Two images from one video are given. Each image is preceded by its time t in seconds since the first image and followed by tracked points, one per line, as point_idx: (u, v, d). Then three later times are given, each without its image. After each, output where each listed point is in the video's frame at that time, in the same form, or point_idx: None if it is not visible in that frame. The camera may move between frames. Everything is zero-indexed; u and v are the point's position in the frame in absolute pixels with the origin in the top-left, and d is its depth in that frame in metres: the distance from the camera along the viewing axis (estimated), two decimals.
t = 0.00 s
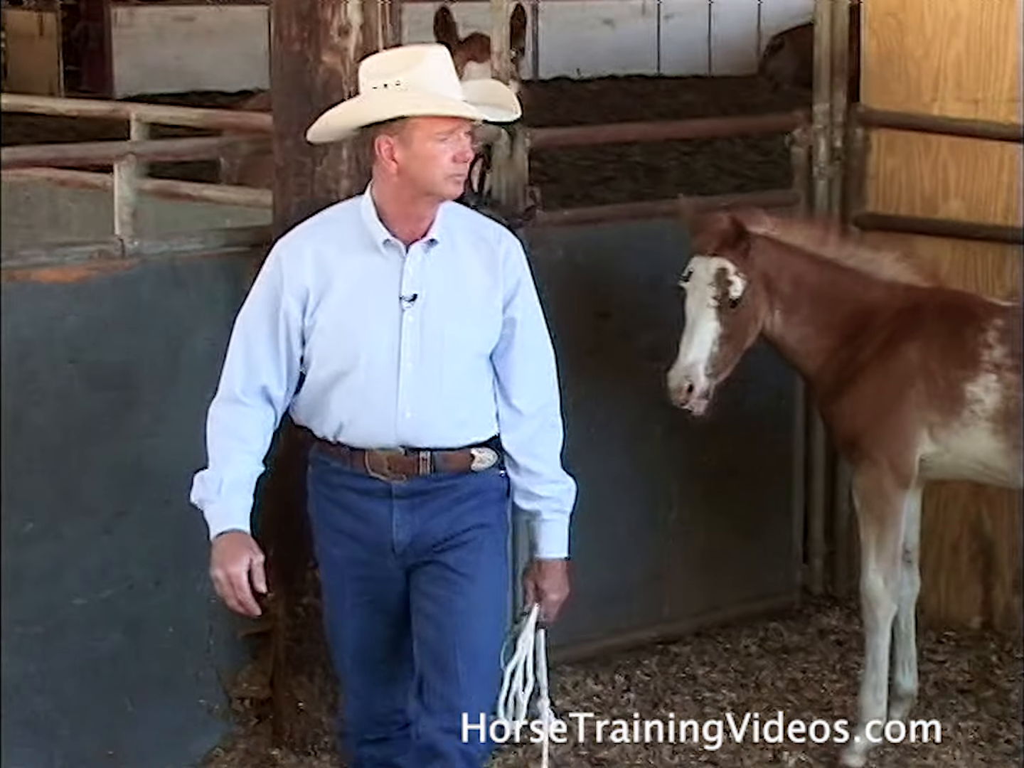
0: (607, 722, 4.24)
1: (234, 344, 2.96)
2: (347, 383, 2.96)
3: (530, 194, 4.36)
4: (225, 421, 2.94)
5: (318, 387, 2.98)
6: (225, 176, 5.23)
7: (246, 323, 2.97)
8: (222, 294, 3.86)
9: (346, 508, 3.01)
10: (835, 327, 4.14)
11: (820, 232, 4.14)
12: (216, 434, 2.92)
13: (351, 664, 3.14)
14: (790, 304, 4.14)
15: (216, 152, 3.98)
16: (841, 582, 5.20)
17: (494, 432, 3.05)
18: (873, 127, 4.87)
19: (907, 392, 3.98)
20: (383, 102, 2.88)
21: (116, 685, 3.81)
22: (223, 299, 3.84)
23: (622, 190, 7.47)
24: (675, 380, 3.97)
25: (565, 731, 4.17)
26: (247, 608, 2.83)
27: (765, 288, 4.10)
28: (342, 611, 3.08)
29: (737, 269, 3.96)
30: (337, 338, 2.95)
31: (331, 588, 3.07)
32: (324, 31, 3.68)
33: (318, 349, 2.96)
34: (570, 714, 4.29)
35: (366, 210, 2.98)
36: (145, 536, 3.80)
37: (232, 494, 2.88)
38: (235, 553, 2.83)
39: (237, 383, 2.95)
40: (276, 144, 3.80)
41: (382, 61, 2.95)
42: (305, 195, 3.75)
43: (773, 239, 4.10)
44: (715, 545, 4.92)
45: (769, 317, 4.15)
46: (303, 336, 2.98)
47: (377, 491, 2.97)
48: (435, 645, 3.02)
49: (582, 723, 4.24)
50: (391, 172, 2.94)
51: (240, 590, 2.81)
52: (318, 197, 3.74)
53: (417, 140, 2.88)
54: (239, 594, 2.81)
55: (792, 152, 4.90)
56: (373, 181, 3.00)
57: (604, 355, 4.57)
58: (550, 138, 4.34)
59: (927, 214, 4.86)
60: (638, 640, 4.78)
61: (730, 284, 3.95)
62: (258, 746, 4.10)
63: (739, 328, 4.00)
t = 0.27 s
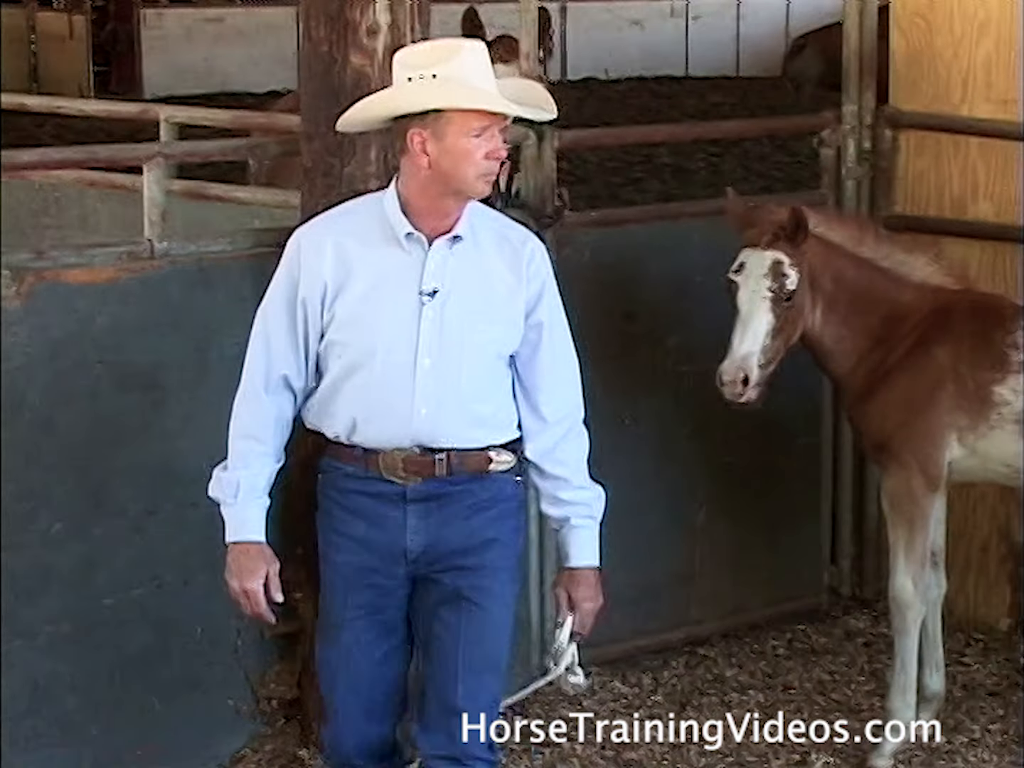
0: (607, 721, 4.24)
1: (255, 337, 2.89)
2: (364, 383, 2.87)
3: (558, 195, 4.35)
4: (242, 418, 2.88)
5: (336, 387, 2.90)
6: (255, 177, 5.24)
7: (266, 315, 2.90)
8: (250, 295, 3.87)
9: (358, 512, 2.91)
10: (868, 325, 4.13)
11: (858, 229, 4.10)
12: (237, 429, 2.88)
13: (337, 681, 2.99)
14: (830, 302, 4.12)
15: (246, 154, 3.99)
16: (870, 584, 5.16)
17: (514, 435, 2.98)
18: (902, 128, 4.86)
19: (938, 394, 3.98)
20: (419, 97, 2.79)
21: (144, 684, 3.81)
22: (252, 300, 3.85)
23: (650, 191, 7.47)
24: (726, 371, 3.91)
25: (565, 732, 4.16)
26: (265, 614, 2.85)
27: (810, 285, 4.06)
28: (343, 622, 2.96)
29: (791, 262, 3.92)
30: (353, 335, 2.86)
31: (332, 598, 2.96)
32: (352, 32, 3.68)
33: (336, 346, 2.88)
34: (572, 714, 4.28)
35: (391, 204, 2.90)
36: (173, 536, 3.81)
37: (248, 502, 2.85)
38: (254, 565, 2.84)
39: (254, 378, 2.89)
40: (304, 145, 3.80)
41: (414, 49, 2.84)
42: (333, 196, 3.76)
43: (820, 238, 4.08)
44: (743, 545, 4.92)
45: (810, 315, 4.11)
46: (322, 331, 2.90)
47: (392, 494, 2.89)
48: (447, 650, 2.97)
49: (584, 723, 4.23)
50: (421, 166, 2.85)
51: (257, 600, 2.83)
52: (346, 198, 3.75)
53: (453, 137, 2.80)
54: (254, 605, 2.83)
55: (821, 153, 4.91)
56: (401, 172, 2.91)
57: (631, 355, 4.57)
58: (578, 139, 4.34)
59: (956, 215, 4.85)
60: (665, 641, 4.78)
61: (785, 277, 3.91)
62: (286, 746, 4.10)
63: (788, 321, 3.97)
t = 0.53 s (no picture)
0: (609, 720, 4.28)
1: (274, 343, 2.87)
2: (386, 385, 2.87)
3: (584, 198, 4.39)
4: (260, 426, 2.86)
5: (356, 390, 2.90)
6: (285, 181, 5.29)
7: (284, 320, 2.88)
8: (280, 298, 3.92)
9: (393, 515, 2.89)
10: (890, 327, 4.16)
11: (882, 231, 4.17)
12: (256, 437, 2.86)
13: (376, 694, 2.94)
14: (854, 303, 4.14)
15: (275, 156, 4.05)
16: (893, 584, 5.22)
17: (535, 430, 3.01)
18: (924, 132, 4.91)
19: (959, 396, 4.02)
20: (438, 95, 2.79)
21: (175, 680, 3.87)
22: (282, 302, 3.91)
23: (676, 195, 7.52)
24: (750, 371, 3.95)
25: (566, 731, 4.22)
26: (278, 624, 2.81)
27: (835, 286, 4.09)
28: (382, 630, 2.92)
29: (818, 263, 3.96)
30: (378, 337, 2.86)
31: (363, 604, 2.92)
32: (381, 38, 3.74)
33: (359, 350, 2.88)
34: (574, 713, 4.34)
35: (406, 206, 2.90)
36: (204, 534, 3.86)
37: (266, 514, 2.83)
38: (265, 575, 2.81)
39: (272, 385, 2.87)
40: (334, 149, 3.86)
41: (431, 51, 2.85)
42: (362, 200, 3.82)
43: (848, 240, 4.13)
44: (765, 546, 4.96)
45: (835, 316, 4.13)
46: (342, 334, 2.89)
47: (427, 493, 2.89)
48: (481, 642, 3.01)
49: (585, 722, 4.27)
50: (438, 165, 2.85)
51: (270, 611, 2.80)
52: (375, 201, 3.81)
53: (472, 135, 2.80)
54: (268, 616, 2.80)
55: (844, 157, 4.94)
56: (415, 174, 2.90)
57: (655, 356, 4.61)
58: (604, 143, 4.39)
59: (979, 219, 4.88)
60: (690, 640, 4.82)
61: (812, 278, 3.95)
62: (315, 742, 4.13)
63: (813, 321, 4.01)
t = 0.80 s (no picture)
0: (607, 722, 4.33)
1: (284, 353, 2.83)
2: (392, 386, 2.89)
3: (593, 203, 4.50)
4: (292, 431, 2.79)
5: (360, 390, 2.91)
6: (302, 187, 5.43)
7: (289, 331, 2.84)
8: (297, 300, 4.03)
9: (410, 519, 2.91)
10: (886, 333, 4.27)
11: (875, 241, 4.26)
12: (291, 442, 2.79)
13: (402, 699, 2.96)
14: (847, 312, 4.26)
15: (292, 162, 4.15)
16: (895, 580, 5.33)
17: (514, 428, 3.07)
18: (926, 140, 5.03)
19: (956, 398, 4.11)
20: (425, 95, 2.83)
21: (196, 671, 3.99)
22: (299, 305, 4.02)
23: (685, 202, 7.64)
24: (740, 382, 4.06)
25: (566, 732, 4.28)
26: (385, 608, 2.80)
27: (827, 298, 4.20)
28: (409, 635, 2.94)
29: (807, 275, 4.04)
30: (387, 339, 2.88)
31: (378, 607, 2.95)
32: (395, 47, 3.83)
33: (365, 351, 2.89)
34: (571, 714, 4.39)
35: (395, 210, 2.92)
36: (220, 530, 3.98)
37: (333, 507, 2.78)
38: (358, 561, 2.77)
39: (292, 392, 2.82)
40: (350, 156, 3.97)
41: (412, 57, 2.89)
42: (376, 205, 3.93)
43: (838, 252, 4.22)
44: (769, 545, 5.07)
45: (829, 326, 4.23)
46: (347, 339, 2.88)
47: (438, 493, 2.93)
48: (484, 639, 3.07)
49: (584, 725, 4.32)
50: (427, 167, 2.89)
51: (371, 596, 2.78)
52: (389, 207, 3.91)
53: (460, 135, 2.84)
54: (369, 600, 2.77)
55: (847, 164, 5.05)
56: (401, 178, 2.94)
57: (660, 359, 4.72)
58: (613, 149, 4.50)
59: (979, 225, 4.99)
60: (696, 635, 4.93)
61: (801, 291, 4.03)
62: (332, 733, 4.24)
63: (805, 333, 4.11)
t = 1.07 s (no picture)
0: (607, 723, 4.42)
1: (298, 378, 2.72)
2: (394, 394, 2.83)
3: (592, 215, 4.62)
4: (332, 450, 2.71)
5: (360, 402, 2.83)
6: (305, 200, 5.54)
7: (298, 354, 2.73)
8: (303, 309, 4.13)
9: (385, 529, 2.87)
10: (874, 343, 4.37)
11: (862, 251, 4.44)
12: (335, 460, 2.71)
13: (359, 705, 2.92)
14: (835, 322, 4.36)
15: (298, 176, 4.24)
16: (886, 583, 5.45)
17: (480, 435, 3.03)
18: (916, 153, 5.15)
19: (943, 404, 4.22)
20: (389, 113, 2.78)
21: (204, 672, 4.06)
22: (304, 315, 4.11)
23: (684, 213, 7.76)
24: (718, 384, 4.16)
25: (566, 733, 4.36)
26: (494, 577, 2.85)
27: (812, 307, 4.33)
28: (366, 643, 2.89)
29: (790, 282, 4.17)
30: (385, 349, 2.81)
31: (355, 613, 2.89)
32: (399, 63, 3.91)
33: (364, 362, 2.81)
34: (571, 715, 4.49)
35: (371, 226, 2.85)
36: (232, 533, 4.06)
37: (397, 506, 2.75)
38: (448, 540, 2.77)
39: (320, 412, 2.72)
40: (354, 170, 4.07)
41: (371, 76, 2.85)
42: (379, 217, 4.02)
43: (824, 262, 4.37)
44: (764, 548, 5.18)
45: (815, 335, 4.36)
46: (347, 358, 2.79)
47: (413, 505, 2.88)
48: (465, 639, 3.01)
49: (584, 728, 4.41)
50: (395, 184, 2.83)
51: (470, 572, 2.78)
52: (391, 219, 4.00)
53: (429, 151, 2.80)
54: (471, 575, 2.79)
55: (840, 176, 5.17)
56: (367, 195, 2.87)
57: (659, 367, 4.84)
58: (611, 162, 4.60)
59: (968, 235, 5.09)
60: (692, 636, 5.04)
61: (782, 297, 4.16)
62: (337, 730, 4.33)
63: (788, 338, 4.23)
